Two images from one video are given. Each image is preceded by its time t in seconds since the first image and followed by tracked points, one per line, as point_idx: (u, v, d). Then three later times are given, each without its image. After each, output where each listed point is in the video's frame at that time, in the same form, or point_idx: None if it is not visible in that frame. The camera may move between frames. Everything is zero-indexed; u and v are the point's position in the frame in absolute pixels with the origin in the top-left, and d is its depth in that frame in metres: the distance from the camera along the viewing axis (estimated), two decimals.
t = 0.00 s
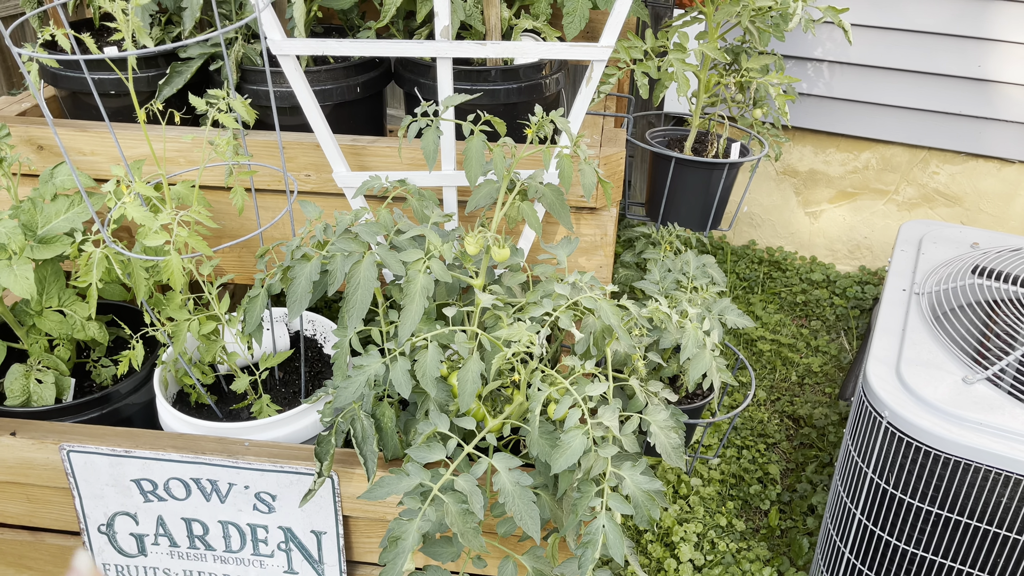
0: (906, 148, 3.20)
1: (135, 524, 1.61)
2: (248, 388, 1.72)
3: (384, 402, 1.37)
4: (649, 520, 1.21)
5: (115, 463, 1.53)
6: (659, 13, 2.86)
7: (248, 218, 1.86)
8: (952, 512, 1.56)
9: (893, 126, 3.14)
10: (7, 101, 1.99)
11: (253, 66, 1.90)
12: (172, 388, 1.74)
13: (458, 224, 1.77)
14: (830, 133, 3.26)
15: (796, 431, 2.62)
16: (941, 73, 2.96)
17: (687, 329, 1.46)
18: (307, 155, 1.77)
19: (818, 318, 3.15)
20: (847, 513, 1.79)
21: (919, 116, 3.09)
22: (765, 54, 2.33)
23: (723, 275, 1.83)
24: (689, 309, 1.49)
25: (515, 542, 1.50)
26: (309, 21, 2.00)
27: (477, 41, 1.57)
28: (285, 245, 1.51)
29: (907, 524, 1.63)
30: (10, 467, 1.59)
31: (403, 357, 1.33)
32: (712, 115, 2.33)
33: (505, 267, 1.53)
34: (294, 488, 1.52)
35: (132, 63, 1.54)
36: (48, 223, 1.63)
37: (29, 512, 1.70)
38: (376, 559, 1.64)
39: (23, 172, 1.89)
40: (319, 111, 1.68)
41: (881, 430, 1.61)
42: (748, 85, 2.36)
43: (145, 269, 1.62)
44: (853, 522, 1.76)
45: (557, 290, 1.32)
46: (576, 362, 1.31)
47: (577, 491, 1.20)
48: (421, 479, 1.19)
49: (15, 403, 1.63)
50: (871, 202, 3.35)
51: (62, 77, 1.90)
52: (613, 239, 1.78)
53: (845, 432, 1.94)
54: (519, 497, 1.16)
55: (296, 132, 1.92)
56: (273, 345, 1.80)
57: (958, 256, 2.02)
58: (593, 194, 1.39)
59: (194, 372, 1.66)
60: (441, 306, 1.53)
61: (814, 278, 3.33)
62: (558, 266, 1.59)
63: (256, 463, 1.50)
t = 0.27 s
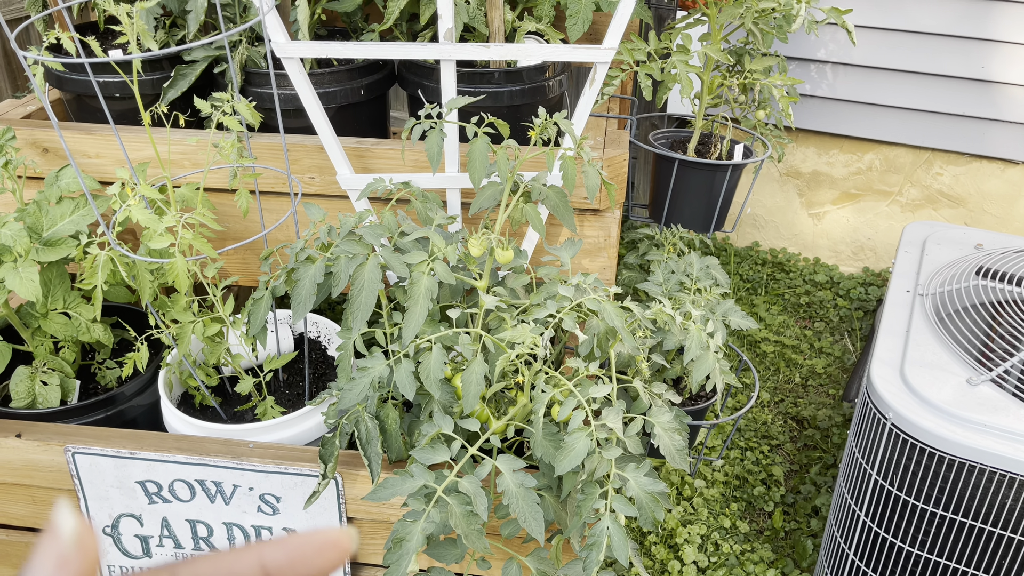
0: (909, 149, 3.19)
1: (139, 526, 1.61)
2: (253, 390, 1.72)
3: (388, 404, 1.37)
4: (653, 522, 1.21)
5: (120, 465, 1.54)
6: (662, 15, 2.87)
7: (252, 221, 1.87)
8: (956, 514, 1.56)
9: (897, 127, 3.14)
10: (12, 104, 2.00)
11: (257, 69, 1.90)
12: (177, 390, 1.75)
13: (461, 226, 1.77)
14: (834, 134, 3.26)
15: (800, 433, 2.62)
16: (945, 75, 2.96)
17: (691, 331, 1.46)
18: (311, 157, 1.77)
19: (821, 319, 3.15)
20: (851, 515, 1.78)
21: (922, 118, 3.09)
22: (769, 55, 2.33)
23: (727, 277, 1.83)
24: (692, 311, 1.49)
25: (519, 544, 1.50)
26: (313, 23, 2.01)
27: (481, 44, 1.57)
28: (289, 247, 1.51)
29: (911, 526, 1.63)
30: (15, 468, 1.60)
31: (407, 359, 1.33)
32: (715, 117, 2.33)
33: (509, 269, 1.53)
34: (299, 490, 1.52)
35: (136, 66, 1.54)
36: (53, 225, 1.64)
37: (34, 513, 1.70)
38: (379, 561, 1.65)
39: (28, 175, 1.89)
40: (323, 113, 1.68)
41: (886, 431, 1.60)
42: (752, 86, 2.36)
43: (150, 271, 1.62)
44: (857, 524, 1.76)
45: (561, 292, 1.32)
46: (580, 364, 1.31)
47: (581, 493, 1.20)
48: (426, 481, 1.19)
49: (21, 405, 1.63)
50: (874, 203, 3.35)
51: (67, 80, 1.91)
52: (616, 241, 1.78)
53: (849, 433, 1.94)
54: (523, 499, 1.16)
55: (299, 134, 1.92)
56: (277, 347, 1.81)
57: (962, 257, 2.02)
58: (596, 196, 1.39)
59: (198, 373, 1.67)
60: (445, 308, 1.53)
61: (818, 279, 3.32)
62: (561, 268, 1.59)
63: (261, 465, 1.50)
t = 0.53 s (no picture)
0: (912, 150, 3.19)
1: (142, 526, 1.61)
2: (256, 391, 1.72)
3: (390, 405, 1.38)
4: (654, 522, 1.21)
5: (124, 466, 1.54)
6: (664, 16, 2.87)
7: (255, 222, 1.87)
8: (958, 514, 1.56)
9: (899, 127, 3.14)
10: (15, 106, 2.00)
11: (259, 71, 1.91)
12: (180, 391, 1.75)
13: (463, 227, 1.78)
14: (836, 135, 3.25)
15: (803, 434, 2.62)
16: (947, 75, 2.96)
17: (692, 331, 1.46)
18: (313, 159, 1.78)
19: (824, 320, 3.15)
20: (853, 515, 1.78)
21: (925, 118, 3.09)
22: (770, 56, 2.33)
23: (728, 278, 1.83)
24: (694, 311, 1.49)
25: (521, 544, 1.50)
26: (315, 25, 2.02)
27: (483, 46, 1.57)
28: (291, 249, 1.52)
29: (913, 526, 1.63)
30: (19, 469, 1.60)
31: (409, 360, 1.34)
32: (716, 117, 2.33)
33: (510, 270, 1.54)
34: (301, 491, 1.53)
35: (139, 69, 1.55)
36: (56, 227, 1.64)
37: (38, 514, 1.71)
38: (382, 562, 1.65)
39: (32, 177, 1.90)
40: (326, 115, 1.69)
41: (888, 432, 1.60)
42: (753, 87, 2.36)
43: (153, 273, 1.62)
44: (860, 525, 1.76)
45: (562, 293, 1.33)
46: (581, 364, 1.31)
47: (582, 493, 1.20)
48: (428, 481, 1.19)
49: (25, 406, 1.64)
50: (877, 204, 3.34)
51: (71, 82, 1.91)
52: (618, 242, 1.78)
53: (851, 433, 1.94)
54: (525, 499, 1.16)
55: (302, 136, 1.93)
56: (280, 348, 1.81)
57: (964, 258, 2.02)
58: (598, 197, 1.39)
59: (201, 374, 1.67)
60: (447, 309, 1.54)
61: (820, 280, 3.32)
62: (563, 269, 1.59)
63: (264, 465, 1.50)
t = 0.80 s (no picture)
0: (915, 150, 3.18)
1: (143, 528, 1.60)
2: (257, 392, 1.72)
3: (392, 407, 1.38)
4: (656, 524, 1.21)
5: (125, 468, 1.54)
6: (666, 17, 2.87)
7: (257, 224, 1.88)
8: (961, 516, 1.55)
9: (902, 128, 3.13)
10: (17, 108, 2.01)
11: (261, 72, 1.91)
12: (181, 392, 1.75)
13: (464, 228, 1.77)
14: (838, 136, 3.25)
15: (805, 435, 2.61)
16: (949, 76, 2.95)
17: (694, 333, 1.46)
18: (315, 160, 1.78)
19: (826, 321, 3.14)
20: (856, 517, 1.78)
21: (927, 119, 3.08)
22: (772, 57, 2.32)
23: (730, 279, 1.83)
24: (696, 313, 1.49)
25: (522, 546, 1.50)
26: (317, 27, 2.02)
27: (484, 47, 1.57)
28: (292, 250, 1.52)
29: (916, 528, 1.62)
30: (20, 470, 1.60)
31: (410, 361, 1.34)
32: (718, 118, 2.32)
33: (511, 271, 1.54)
34: (302, 492, 1.53)
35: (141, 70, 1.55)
36: (58, 229, 1.64)
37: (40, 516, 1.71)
38: (383, 563, 1.65)
39: (34, 178, 1.90)
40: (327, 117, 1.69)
41: (890, 433, 1.60)
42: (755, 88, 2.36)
43: (155, 274, 1.62)
44: (862, 526, 1.75)
45: (564, 294, 1.32)
46: (582, 366, 1.31)
47: (584, 495, 1.20)
48: (429, 483, 1.19)
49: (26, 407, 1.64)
50: (879, 204, 3.34)
51: (73, 84, 1.92)
52: (620, 243, 1.78)
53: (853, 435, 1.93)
54: (526, 501, 1.16)
55: (303, 137, 1.93)
56: (281, 349, 1.81)
57: (967, 259, 2.01)
58: (599, 198, 1.39)
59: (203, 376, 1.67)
60: (448, 311, 1.54)
61: (823, 281, 3.31)
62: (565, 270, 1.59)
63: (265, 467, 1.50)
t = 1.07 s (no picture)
0: (918, 150, 3.18)
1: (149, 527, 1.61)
2: (262, 391, 1.73)
3: (396, 406, 1.38)
4: (659, 523, 1.21)
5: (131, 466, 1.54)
6: (669, 17, 2.87)
7: (261, 224, 1.88)
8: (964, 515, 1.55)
9: (905, 128, 3.13)
10: (23, 109, 2.02)
11: (265, 73, 1.92)
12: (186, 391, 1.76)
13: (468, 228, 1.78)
14: (841, 136, 3.25)
15: (808, 435, 2.61)
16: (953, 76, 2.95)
17: (697, 332, 1.46)
18: (319, 160, 1.79)
19: (830, 321, 3.14)
20: (859, 516, 1.78)
21: (931, 119, 3.08)
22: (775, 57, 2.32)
23: (733, 278, 1.83)
24: (699, 312, 1.49)
25: (526, 545, 1.50)
26: (321, 27, 2.02)
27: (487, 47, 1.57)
28: (297, 250, 1.52)
29: (920, 527, 1.62)
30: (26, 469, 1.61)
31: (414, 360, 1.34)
32: (721, 118, 2.32)
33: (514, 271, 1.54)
34: (307, 491, 1.53)
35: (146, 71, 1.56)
36: (63, 229, 1.65)
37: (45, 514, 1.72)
38: (387, 562, 1.65)
39: (39, 179, 1.91)
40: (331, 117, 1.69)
41: (894, 433, 1.60)
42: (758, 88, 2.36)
43: (160, 273, 1.63)
44: (866, 526, 1.75)
45: (567, 294, 1.33)
46: (586, 366, 1.31)
47: (588, 494, 1.20)
48: (433, 481, 1.19)
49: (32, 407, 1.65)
50: (883, 204, 3.33)
51: (78, 84, 1.93)
52: (623, 243, 1.78)
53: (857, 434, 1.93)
54: (530, 500, 1.16)
55: (307, 137, 1.94)
56: (285, 349, 1.82)
57: (971, 258, 2.01)
58: (602, 197, 1.39)
59: (207, 375, 1.68)
60: (452, 310, 1.54)
61: (826, 281, 3.31)
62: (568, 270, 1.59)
63: (269, 466, 1.51)
